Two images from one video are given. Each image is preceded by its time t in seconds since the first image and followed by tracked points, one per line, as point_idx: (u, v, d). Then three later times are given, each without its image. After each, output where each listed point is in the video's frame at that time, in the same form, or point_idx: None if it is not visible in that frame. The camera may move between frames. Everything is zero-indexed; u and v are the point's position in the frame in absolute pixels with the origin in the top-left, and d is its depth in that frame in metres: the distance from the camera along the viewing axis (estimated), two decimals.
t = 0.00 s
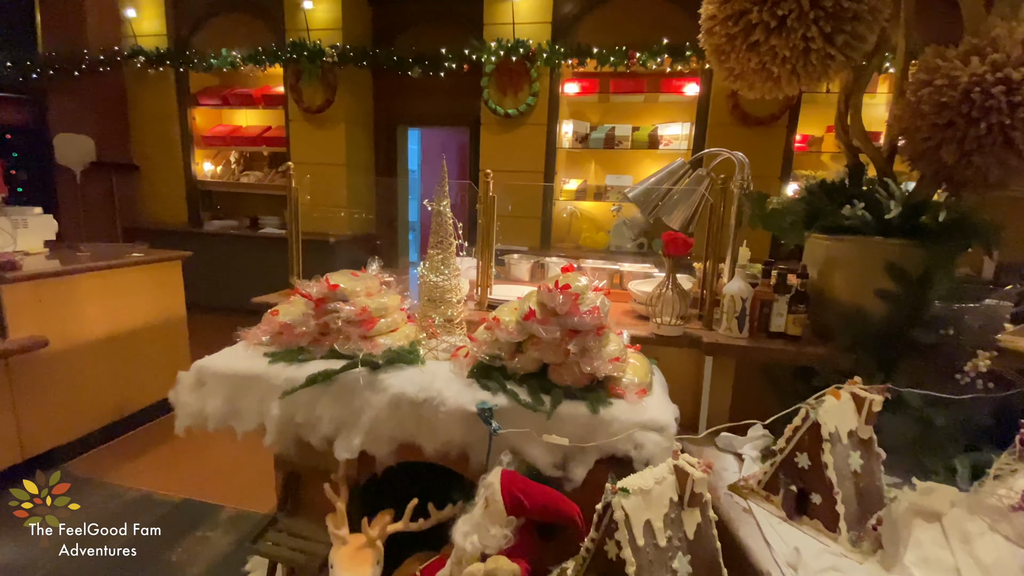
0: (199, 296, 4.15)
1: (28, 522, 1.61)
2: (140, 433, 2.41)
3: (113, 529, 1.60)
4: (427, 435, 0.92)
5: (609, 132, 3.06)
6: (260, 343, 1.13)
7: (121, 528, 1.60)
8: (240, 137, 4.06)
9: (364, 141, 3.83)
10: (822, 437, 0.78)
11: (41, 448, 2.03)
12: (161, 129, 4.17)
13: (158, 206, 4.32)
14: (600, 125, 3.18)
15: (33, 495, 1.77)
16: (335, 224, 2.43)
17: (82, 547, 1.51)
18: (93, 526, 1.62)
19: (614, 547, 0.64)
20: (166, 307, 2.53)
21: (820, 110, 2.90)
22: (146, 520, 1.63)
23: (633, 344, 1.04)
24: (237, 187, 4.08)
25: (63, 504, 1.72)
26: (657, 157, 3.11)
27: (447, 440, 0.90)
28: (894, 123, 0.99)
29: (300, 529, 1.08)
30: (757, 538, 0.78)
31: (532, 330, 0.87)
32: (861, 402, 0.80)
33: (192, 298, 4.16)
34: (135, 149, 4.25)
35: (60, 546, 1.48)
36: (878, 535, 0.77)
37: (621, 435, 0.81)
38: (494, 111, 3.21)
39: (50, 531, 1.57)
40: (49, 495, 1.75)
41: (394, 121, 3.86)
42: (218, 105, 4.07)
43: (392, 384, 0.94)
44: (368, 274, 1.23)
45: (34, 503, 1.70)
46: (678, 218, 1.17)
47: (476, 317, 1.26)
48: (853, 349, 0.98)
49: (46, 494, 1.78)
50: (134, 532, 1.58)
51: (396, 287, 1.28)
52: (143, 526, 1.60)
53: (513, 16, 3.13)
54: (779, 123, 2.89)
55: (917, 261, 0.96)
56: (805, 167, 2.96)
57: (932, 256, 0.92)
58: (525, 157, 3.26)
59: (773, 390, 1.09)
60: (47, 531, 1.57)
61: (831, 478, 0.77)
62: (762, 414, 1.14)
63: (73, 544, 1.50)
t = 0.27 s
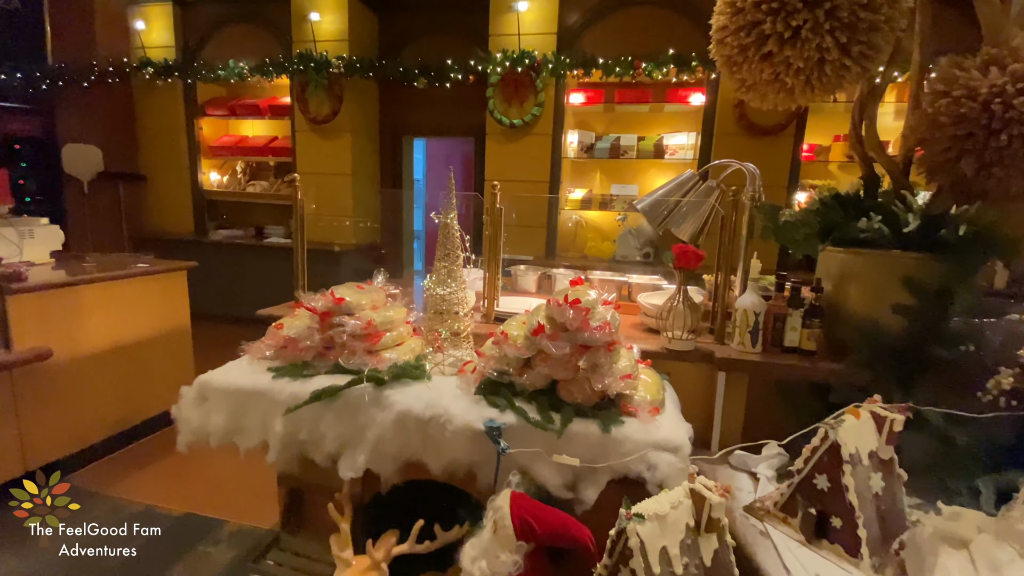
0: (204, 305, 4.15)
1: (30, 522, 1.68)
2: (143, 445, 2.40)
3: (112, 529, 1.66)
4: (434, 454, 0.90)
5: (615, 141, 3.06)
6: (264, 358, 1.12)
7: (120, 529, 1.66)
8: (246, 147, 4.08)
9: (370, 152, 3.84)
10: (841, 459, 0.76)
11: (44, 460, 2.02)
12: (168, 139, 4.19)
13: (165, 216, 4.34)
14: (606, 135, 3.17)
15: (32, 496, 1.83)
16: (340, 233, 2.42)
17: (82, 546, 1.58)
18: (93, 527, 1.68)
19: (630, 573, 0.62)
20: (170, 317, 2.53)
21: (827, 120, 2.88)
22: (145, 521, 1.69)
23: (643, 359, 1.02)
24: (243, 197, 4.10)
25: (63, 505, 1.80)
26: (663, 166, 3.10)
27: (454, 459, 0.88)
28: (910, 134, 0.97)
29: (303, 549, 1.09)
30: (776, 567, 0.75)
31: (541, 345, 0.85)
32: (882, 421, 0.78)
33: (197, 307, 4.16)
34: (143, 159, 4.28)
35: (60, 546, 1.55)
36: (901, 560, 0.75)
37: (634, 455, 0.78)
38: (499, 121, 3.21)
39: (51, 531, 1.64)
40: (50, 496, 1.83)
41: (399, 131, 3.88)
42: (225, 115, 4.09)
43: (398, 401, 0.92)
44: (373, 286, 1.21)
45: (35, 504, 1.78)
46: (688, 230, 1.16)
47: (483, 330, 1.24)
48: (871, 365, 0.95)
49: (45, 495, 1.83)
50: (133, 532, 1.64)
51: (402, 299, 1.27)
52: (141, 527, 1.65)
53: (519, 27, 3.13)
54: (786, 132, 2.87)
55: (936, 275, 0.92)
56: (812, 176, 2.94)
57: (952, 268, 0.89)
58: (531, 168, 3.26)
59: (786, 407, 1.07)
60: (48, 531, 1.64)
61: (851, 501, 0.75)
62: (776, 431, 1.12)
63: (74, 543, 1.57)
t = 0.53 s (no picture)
0: (211, 312, 4.15)
1: (29, 522, 1.73)
2: (148, 454, 2.39)
3: (114, 531, 1.71)
4: (443, 471, 0.87)
5: (622, 148, 3.04)
6: (269, 369, 1.09)
7: (122, 530, 1.71)
8: (254, 154, 4.09)
9: (377, 159, 3.84)
10: (869, 479, 0.72)
11: (48, 469, 2.00)
12: (176, 146, 4.22)
13: (173, 223, 4.35)
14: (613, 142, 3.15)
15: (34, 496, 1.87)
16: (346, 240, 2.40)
17: (81, 546, 1.63)
18: (92, 527, 1.74)
19: None
20: (176, 325, 2.52)
21: (838, 126, 2.86)
22: (144, 522, 1.74)
23: (659, 372, 0.99)
24: (250, 204, 4.10)
25: (63, 504, 1.85)
26: (671, 173, 3.07)
27: (464, 477, 0.86)
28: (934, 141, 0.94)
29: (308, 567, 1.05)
30: None
31: (554, 359, 0.82)
32: (910, 439, 0.75)
33: (204, 314, 4.16)
34: (151, 166, 4.30)
35: (60, 546, 1.60)
36: None
37: (652, 474, 0.76)
38: (506, 128, 3.20)
39: (50, 531, 1.70)
40: (49, 495, 1.88)
41: (406, 139, 3.88)
42: (233, 123, 4.10)
43: (406, 416, 0.90)
44: (381, 296, 1.20)
45: (35, 502, 1.83)
46: (701, 239, 1.12)
47: (493, 341, 1.21)
48: (893, 379, 0.91)
49: (47, 495, 1.87)
50: (136, 533, 1.68)
51: (409, 308, 1.25)
52: (143, 528, 1.70)
53: (526, 34, 3.13)
54: (797, 139, 2.84)
55: (962, 286, 0.88)
56: (822, 184, 2.91)
57: (978, 280, 0.85)
58: (537, 174, 3.24)
59: (806, 423, 1.03)
60: (48, 532, 1.70)
61: (880, 523, 0.72)
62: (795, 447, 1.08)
63: (74, 543, 1.62)
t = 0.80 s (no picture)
0: (221, 317, 4.16)
1: (29, 522, 1.76)
2: (157, 461, 2.38)
3: (114, 531, 1.77)
4: (456, 485, 0.85)
5: (633, 153, 3.00)
6: (279, 378, 1.08)
7: (121, 531, 1.77)
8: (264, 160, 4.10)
9: (387, 164, 3.84)
10: (905, 499, 0.70)
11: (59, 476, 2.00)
12: (188, 152, 4.24)
13: (184, 228, 4.37)
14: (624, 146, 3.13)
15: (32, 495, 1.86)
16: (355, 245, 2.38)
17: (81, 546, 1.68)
18: (91, 528, 1.80)
19: None
20: (186, 331, 2.52)
21: (853, 130, 2.82)
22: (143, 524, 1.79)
23: (678, 383, 0.96)
24: (261, 209, 4.12)
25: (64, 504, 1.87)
26: (683, 177, 3.04)
27: (477, 492, 0.83)
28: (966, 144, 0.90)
29: None
30: None
31: (572, 370, 0.79)
32: (944, 455, 0.70)
33: (215, 319, 4.17)
34: (163, 172, 4.33)
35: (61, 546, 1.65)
36: None
37: (675, 492, 0.73)
38: (516, 134, 3.19)
39: (50, 531, 1.74)
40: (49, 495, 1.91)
41: (416, 144, 3.87)
42: (244, 129, 4.12)
43: (418, 427, 0.88)
44: (392, 303, 1.18)
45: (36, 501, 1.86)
46: (720, 245, 1.09)
47: (506, 349, 1.19)
48: (924, 393, 0.87)
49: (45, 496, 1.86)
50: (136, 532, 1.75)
51: (420, 316, 1.22)
52: (144, 529, 1.77)
53: (536, 39, 3.11)
54: (811, 143, 2.79)
55: (995, 296, 0.84)
56: (837, 188, 2.86)
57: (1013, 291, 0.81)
58: (547, 180, 3.22)
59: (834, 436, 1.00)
60: (48, 532, 1.74)
61: (917, 547, 0.69)
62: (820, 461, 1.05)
63: (74, 544, 1.68)
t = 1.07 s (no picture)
0: (235, 321, 4.18)
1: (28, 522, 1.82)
2: (170, 464, 2.39)
3: (113, 531, 1.82)
4: (473, 496, 0.83)
5: (647, 156, 2.96)
6: (294, 384, 1.07)
7: (120, 530, 1.82)
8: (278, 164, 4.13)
9: (399, 168, 3.84)
10: (947, 517, 0.66)
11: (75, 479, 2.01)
12: (203, 157, 4.29)
13: (199, 232, 4.41)
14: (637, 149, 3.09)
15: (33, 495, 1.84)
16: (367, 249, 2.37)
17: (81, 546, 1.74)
18: (92, 527, 1.85)
19: None
20: (200, 334, 2.53)
21: (874, 131, 2.75)
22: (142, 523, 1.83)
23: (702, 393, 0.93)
24: (275, 214, 4.14)
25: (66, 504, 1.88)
26: (699, 180, 3.00)
27: (494, 504, 0.81)
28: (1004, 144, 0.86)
29: None
30: None
31: (593, 379, 0.76)
32: (987, 471, 0.67)
33: (228, 322, 4.20)
34: (179, 177, 4.38)
35: (61, 546, 1.71)
36: None
37: (702, 508, 0.70)
38: (528, 137, 3.17)
39: (51, 531, 1.81)
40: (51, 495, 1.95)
41: (428, 148, 3.87)
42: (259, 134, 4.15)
43: (435, 437, 0.86)
44: (407, 308, 1.16)
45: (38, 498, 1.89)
46: (742, 250, 1.06)
47: (523, 356, 1.16)
48: (963, 405, 0.80)
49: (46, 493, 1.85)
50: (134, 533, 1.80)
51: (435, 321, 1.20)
52: (141, 529, 1.82)
53: (549, 42, 3.10)
54: (830, 145, 2.74)
55: None
56: (857, 192, 2.81)
57: None
58: (560, 184, 3.19)
59: (865, 449, 0.96)
60: (48, 532, 1.79)
61: (960, 569, 0.65)
62: (849, 475, 1.00)
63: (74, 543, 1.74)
